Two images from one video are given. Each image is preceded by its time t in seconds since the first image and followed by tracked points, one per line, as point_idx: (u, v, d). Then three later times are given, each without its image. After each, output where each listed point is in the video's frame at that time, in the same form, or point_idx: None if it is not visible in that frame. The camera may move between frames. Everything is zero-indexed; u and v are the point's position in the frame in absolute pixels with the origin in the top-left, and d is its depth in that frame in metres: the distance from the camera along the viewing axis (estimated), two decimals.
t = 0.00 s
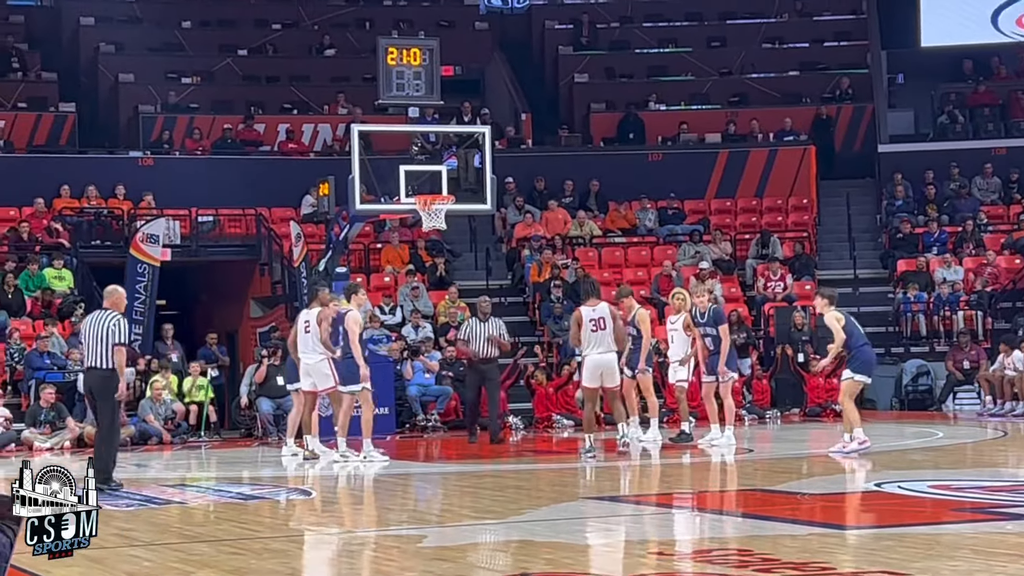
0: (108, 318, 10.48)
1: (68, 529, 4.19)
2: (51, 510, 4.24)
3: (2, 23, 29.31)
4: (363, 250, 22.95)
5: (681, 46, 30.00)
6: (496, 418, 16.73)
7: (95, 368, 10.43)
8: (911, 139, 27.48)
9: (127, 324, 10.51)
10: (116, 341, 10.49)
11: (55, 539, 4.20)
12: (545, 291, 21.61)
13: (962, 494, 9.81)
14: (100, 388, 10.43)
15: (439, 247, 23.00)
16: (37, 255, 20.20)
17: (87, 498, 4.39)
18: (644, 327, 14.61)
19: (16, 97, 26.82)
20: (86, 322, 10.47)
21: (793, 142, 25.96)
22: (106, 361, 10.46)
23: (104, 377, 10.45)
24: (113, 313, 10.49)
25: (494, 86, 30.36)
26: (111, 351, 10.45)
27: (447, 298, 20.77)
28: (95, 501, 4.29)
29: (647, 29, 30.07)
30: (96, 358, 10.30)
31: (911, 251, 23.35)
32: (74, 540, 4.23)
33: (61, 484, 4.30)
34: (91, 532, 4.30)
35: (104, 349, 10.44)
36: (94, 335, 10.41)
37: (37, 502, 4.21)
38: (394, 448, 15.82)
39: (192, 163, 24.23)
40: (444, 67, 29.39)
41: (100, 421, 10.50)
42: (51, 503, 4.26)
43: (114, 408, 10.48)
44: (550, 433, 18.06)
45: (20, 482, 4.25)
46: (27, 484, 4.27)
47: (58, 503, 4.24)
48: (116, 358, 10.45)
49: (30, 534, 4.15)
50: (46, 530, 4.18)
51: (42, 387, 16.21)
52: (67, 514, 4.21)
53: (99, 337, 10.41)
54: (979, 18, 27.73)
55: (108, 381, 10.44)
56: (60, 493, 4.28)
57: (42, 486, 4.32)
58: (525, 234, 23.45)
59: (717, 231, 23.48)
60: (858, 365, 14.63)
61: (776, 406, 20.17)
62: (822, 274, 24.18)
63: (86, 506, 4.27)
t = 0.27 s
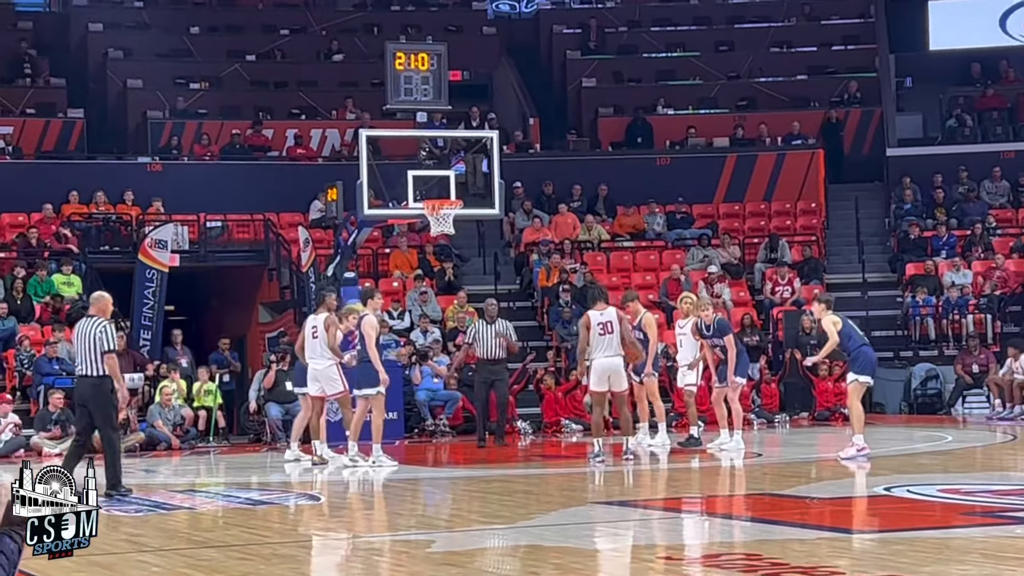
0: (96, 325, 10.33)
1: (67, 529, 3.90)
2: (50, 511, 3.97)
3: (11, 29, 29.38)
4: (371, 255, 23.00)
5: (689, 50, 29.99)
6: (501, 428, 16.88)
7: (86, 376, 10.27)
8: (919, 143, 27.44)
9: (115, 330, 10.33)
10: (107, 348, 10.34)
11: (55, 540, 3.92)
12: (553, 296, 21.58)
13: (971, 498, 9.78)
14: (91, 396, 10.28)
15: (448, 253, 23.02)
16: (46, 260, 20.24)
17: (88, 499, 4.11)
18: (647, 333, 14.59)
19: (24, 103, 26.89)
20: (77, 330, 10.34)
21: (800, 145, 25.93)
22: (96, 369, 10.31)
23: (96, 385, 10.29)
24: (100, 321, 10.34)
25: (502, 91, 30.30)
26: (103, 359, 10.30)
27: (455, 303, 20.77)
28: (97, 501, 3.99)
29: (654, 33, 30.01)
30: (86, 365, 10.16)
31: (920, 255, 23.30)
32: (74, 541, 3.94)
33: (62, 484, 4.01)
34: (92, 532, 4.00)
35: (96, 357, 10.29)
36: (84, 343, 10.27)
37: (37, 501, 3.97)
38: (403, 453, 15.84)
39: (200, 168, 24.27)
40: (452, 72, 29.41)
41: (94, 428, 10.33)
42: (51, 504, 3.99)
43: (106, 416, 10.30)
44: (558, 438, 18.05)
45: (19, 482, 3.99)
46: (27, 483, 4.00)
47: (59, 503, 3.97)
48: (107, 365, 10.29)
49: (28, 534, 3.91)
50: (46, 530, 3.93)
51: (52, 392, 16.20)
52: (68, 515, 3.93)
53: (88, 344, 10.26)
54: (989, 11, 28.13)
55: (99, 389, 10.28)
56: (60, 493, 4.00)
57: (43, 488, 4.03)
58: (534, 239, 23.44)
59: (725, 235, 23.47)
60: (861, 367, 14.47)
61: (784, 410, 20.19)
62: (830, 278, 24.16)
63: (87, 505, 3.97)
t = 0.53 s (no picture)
0: (77, 330, 10.30)
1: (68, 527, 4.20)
2: (49, 511, 4.23)
3: (15, 35, 29.45)
4: (374, 260, 23.03)
5: (692, 54, 29.99)
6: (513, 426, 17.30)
7: (68, 381, 10.21)
8: (922, 146, 27.44)
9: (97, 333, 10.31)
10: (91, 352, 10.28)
11: (55, 538, 4.20)
12: (557, 300, 21.53)
13: (976, 502, 9.78)
14: (74, 400, 10.22)
15: (451, 257, 23.02)
16: (50, 266, 20.26)
17: (88, 498, 4.38)
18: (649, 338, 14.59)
19: (28, 108, 26.93)
20: (63, 335, 10.31)
21: (804, 149, 25.93)
22: (80, 373, 10.26)
23: (78, 389, 10.24)
24: (83, 324, 10.27)
25: (505, 94, 30.68)
26: (87, 363, 10.24)
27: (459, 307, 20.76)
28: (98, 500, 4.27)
29: (658, 37, 29.99)
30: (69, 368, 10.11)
31: (924, 258, 23.27)
32: (76, 538, 4.23)
33: (62, 484, 4.27)
34: (92, 532, 4.28)
35: (80, 361, 10.24)
36: (68, 347, 10.23)
37: (37, 502, 4.22)
38: (407, 457, 15.85)
39: (204, 173, 24.29)
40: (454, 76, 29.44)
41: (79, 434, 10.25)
42: (53, 503, 4.26)
43: (88, 421, 10.19)
44: (562, 442, 18.05)
45: (19, 482, 4.24)
46: (27, 483, 4.25)
47: (59, 503, 4.23)
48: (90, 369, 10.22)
49: (28, 533, 4.18)
50: (45, 530, 4.19)
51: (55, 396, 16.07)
52: (67, 514, 4.20)
53: (71, 349, 10.22)
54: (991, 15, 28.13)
55: (81, 393, 10.22)
56: (59, 493, 4.27)
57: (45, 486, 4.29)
58: (537, 243, 23.46)
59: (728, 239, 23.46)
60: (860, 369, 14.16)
61: (788, 414, 20.24)
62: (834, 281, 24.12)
63: (86, 506, 4.25)
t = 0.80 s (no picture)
0: (62, 336, 10.28)
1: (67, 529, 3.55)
2: (50, 511, 3.58)
3: (17, 41, 29.47)
4: (376, 265, 23.00)
5: (693, 59, 30.00)
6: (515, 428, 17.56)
7: (55, 389, 10.21)
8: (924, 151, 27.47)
9: (80, 337, 10.27)
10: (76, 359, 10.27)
11: (56, 538, 3.56)
12: (559, 305, 21.48)
13: (979, 506, 9.76)
14: (62, 408, 10.19)
15: (453, 261, 23.01)
16: (52, 272, 20.25)
17: (88, 500, 3.72)
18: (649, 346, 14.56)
19: (30, 114, 26.95)
20: (48, 343, 10.30)
21: (806, 154, 25.93)
22: (65, 379, 10.23)
23: (65, 396, 10.22)
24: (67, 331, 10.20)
25: (507, 100, 30.40)
26: (71, 369, 10.22)
27: (461, 312, 20.74)
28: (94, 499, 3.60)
29: (659, 42, 30.06)
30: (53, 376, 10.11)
31: (925, 263, 23.29)
32: (76, 539, 3.58)
33: (62, 483, 3.62)
34: (93, 532, 3.64)
35: (65, 368, 10.23)
36: (54, 355, 10.24)
37: (37, 502, 3.56)
38: (410, 462, 15.82)
39: (206, 178, 24.31)
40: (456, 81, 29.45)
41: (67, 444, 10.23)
42: (53, 506, 3.59)
43: (75, 429, 10.17)
44: (565, 447, 18.03)
45: (17, 481, 3.58)
46: (25, 483, 3.59)
47: (58, 503, 3.58)
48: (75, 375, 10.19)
49: (27, 535, 3.53)
50: (45, 530, 3.54)
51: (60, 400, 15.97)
52: (68, 514, 3.55)
53: (56, 356, 10.22)
54: (993, 22, 28.03)
55: (69, 400, 10.19)
56: (61, 493, 3.61)
57: (44, 489, 3.64)
58: (539, 248, 23.43)
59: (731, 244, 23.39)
60: (857, 377, 14.01)
61: (791, 418, 20.12)
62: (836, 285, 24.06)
63: (87, 505, 3.60)
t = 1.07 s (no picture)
0: (50, 345, 10.64)
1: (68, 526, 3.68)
2: (50, 511, 3.74)
3: (18, 46, 29.53)
4: (377, 270, 22.97)
5: (694, 63, 30.01)
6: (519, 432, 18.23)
7: (40, 395, 10.60)
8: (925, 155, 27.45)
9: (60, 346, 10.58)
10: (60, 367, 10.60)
11: (55, 538, 3.69)
12: (561, 309, 21.46)
13: (981, 510, 9.75)
14: (47, 414, 10.49)
15: (454, 266, 23.01)
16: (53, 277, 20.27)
17: (87, 499, 3.87)
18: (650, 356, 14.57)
19: (30, 120, 26.98)
20: (36, 352, 10.69)
21: (807, 157, 25.91)
22: (50, 387, 10.59)
23: (50, 403, 10.57)
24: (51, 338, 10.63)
25: (509, 105, 30.41)
26: (50, 376, 10.57)
27: (462, 317, 20.72)
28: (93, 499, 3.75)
29: (660, 46, 30.08)
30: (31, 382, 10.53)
31: (926, 266, 23.26)
32: (75, 538, 3.72)
33: (62, 483, 3.79)
34: (93, 533, 3.77)
35: (49, 376, 10.60)
36: (39, 364, 10.64)
37: (37, 502, 3.72)
38: (410, 468, 15.79)
39: (208, 183, 24.31)
40: (457, 85, 29.46)
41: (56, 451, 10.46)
42: (51, 505, 3.75)
43: (53, 434, 10.39)
44: (566, 452, 17.99)
45: (20, 482, 3.75)
46: (26, 484, 3.77)
47: (58, 504, 3.74)
48: (56, 381, 10.52)
49: (27, 534, 3.65)
50: (47, 530, 3.67)
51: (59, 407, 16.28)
52: (67, 514, 3.70)
53: (40, 364, 10.64)
54: (991, 26, 28.24)
55: (52, 407, 10.49)
56: (61, 494, 3.78)
57: (43, 489, 3.80)
58: (540, 252, 23.43)
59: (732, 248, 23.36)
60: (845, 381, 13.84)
61: (792, 422, 19.99)
62: (837, 289, 24.01)
63: (87, 505, 3.76)
